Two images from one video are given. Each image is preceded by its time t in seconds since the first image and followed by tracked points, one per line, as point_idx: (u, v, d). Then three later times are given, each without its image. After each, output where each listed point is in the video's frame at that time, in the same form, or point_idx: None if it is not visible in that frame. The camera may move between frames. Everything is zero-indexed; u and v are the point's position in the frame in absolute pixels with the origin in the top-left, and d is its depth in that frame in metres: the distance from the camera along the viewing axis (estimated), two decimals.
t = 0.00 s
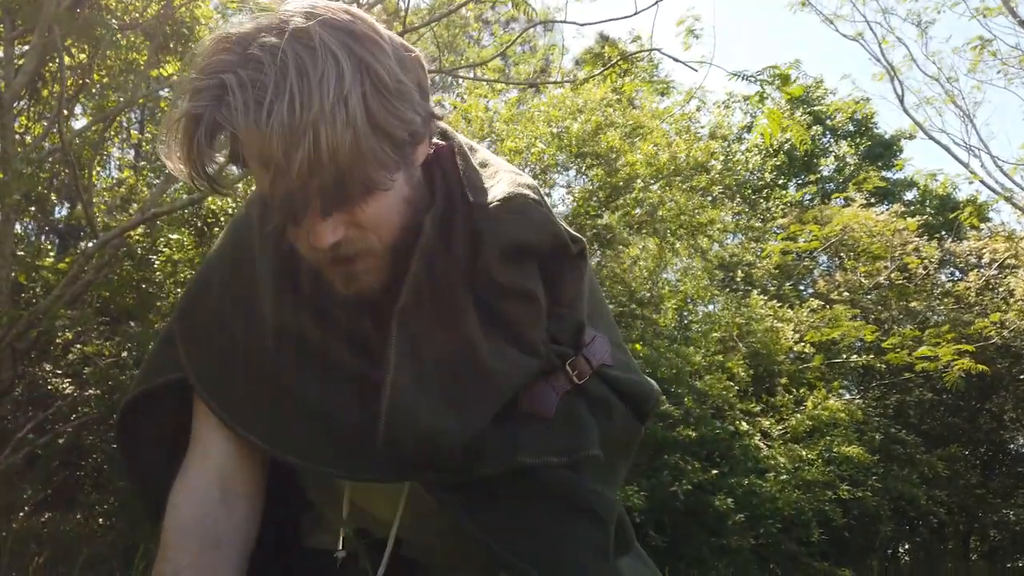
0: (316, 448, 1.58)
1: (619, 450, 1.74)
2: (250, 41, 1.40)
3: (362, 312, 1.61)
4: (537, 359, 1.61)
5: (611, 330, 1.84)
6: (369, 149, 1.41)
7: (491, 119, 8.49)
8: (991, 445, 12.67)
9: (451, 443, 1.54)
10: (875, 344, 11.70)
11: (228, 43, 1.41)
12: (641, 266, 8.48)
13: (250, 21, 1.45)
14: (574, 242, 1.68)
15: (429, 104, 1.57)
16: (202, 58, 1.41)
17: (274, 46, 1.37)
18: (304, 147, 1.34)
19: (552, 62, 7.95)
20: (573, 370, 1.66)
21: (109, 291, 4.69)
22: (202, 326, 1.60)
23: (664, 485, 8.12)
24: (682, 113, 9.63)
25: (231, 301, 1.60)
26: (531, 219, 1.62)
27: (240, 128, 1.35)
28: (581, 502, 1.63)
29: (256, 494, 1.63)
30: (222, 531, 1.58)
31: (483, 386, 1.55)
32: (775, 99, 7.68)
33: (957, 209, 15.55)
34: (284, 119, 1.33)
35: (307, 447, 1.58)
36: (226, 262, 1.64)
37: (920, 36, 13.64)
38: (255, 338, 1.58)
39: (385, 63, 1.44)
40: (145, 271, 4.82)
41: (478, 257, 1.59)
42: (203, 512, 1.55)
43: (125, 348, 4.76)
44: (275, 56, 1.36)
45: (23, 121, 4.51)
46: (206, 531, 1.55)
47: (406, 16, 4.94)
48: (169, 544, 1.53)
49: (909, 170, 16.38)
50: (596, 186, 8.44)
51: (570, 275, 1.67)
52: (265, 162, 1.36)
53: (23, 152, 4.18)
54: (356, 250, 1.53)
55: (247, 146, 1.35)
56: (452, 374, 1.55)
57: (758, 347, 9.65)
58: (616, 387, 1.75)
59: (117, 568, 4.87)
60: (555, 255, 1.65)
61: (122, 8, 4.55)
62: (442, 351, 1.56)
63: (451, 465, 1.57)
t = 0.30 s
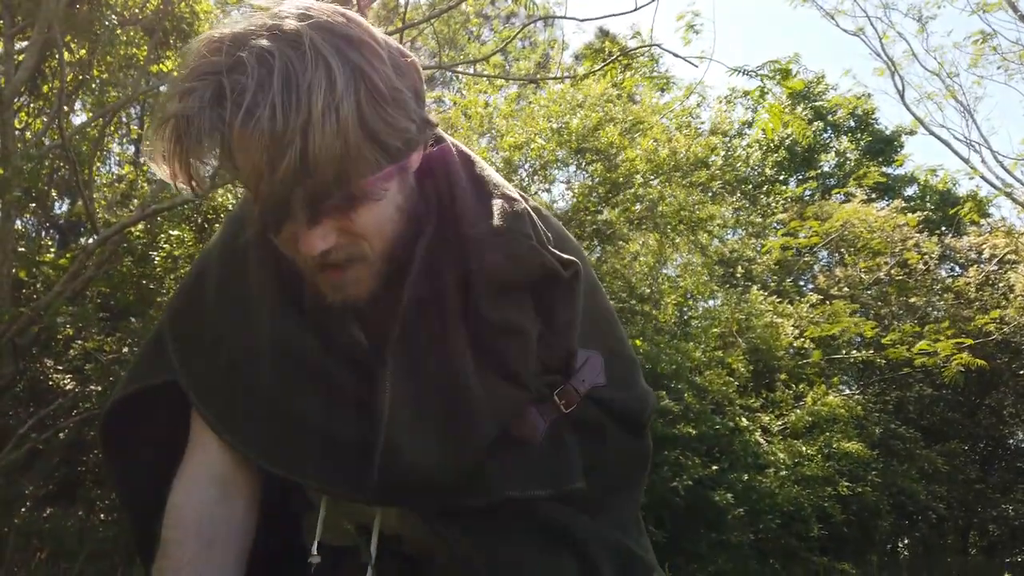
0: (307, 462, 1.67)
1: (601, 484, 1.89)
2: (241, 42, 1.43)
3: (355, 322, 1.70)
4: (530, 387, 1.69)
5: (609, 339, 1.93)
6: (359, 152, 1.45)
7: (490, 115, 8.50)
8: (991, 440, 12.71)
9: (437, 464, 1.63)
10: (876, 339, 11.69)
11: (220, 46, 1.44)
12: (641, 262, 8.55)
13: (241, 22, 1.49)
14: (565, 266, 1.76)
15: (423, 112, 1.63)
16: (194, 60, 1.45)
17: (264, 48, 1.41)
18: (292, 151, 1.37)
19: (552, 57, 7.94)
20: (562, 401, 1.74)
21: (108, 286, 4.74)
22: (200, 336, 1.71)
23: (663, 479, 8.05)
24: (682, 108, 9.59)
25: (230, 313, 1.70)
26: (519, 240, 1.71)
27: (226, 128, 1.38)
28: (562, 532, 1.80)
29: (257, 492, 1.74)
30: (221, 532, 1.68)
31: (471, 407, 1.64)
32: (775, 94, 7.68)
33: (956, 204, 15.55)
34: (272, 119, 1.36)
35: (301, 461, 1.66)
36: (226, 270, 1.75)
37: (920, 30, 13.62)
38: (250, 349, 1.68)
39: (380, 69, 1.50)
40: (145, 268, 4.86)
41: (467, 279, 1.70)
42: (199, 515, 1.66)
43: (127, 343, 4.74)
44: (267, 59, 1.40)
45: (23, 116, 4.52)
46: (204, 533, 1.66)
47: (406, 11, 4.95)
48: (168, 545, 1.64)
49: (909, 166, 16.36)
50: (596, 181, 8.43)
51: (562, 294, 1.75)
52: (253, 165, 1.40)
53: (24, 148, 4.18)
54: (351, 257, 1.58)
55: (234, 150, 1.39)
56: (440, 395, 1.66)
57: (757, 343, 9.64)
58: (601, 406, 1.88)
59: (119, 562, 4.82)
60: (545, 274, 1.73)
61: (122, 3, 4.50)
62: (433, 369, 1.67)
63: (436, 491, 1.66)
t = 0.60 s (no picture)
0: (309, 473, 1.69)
1: (602, 511, 1.89)
2: (274, 58, 1.39)
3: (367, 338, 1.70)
4: (533, 412, 1.71)
5: (613, 366, 1.95)
6: (387, 176, 1.43)
7: (490, 112, 8.53)
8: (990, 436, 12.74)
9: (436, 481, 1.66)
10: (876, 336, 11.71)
11: (254, 59, 1.40)
12: (641, 258, 8.48)
13: (274, 36, 1.44)
14: (576, 293, 1.76)
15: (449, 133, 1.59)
16: (225, 74, 1.40)
17: (298, 66, 1.36)
18: (325, 175, 1.35)
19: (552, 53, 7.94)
20: (564, 425, 1.78)
21: (109, 284, 4.72)
22: (215, 346, 1.73)
23: (663, 478, 8.16)
24: (683, 104, 9.57)
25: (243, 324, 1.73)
26: (534, 267, 1.71)
27: (259, 147, 1.34)
28: (554, 565, 1.77)
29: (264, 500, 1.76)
30: (228, 532, 1.70)
31: (475, 429, 1.66)
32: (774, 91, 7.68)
33: (957, 201, 15.56)
34: (308, 143, 1.32)
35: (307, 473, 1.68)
36: (240, 281, 1.76)
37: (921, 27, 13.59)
38: (263, 365, 1.69)
39: (414, 92, 1.45)
40: (147, 266, 4.87)
41: (480, 302, 1.69)
42: (209, 512, 1.68)
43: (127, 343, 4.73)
44: (302, 75, 1.36)
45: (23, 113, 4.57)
46: (211, 532, 1.68)
47: (406, 9, 4.95)
48: (178, 542, 1.66)
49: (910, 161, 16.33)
50: (597, 179, 8.47)
51: (573, 321, 1.75)
52: (286, 186, 1.36)
53: (25, 147, 4.21)
54: (367, 276, 1.58)
55: (268, 169, 1.35)
56: (446, 415, 1.67)
57: (758, 339, 9.61)
58: (603, 432, 1.88)
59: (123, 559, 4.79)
60: (558, 302, 1.73)
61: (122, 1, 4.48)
62: (441, 389, 1.68)
63: (436, 512, 1.67)
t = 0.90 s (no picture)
0: (299, 494, 1.69)
1: (593, 534, 1.82)
2: (283, 81, 1.39)
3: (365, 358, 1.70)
4: (524, 437, 1.70)
5: (607, 393, 1.89)
6: (394, 201, 1.42)
7: (489, 110, 8.51)
8: (988, 434, 12.79)
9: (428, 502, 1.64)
10: (875, 333, 11.71)
11: (262, 82, 1.40)
12: (640, 258, 8.44)
13: (280, 57, 1.44)
14: (571, 321, 1.75)
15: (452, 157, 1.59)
16: (232, 95, 1.41)
17: (307, 90, 1.36)
18: (334, 198, 1.34)
19: (551, 51, 7.91)
20: (554, 450, 1.75)
21: (110, 282, 4.68)
22: (210, 360, 1.69)
23: (661, 477, 8.22)
24: (683, 102, 9.54)
25: (238, 341, 1.69)
26: (530, 293, 1.70)
27: (267, 170, 1.33)
28: None
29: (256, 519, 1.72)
30: (222, 549, 1.66)
31: (472, 452, 1.65)
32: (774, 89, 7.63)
33: (956, 198, 15.56)
34: (320, 168, 1.32)
35: (301, 493, 1.69)
36: (235, 297, 1.72)
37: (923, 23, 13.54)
38: (261, 384, 1.66)
39: (421, 118, 1.46)
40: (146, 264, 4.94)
41: (477, 326, 1.68)
42: (204, 527, 1.64)
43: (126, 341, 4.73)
44: (313, 98, 1.36)
45: (23, 112, 4.54)
46: (205, 548, 1.63)
47: (404, 9, 4.96)
48: (171, 557, 1.61)
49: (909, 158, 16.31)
50: (594, 178, 8.48)
51: (566, 347, 1.74)
52: (292, 209, 1.35)
53: (27, 147, 4.21)
54: (368, 298, 1.58)
55: (275, 193, 1.34)
56: (443, 439, 1.67)
57: (756, 338, 9.56)
58: (593, 457, 1.83)
59: (122, 559, 4.78)
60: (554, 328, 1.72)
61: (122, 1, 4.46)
62: (433, 412, 1.68)
63: (426, 535, 1.66)
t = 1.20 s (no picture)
0: (289, 512, 1.70)
1: (574, 552, 1.80)
2: (269, 115, 1.41)
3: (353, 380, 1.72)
4: (508, 459, 1.67)
5: (588, 414, 1.86)
6: (377, 234, 1.43)
7: (487, 108, 8.50)
8: (986, 431, 12.86)
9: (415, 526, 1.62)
10: (872, 331, 11.73)
11: (250, 116, 1.42)
12: (639, 256, 8.53)
13: (268, 92, 1.46)
14: (556, 344, 1.71)
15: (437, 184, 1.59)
16: (221, 129, 1.42)
17: (294, 125, 1.38)
18: (321, 234, 1.36)
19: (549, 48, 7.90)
20: (539, 470, 1.73)
21: (109, 281, 4.79)
22: (200, 382, 1.71)
23: (658, 475, 8.28)
24: (683, 99, 9.50)
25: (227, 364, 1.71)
26: (515, 318, 1.67)
27: (252, 204, 1.35)
28: None
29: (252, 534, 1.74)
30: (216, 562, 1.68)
31: (457, 474, 1.62)
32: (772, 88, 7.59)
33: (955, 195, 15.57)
34: (305, 204, 1.34)
35: (292, 514, 1.70)
36: (226, 319, 1.73)
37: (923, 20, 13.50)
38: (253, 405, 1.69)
39: (405, 150, 1.47)
40: (146, 262, 4.84)
41: (462, 352, 1.66)
42: (199, 543, 1.67)
43: (124, 340, 4.74)
44: (298, 133, 1.37)
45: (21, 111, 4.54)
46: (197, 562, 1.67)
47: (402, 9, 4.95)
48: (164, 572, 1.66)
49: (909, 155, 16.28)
50: (590, 177, 8.41)
51: (554, 372, 1.70)
52: (279, 244, 1.37)
53: (28, 148, 4.25)
54: (354, 323, 1.61)
55: (261, 227, 1.36)
56: (428, 462, 1.64)
57: (754, 336, 9.57)
58: (577, 476, 1.81)
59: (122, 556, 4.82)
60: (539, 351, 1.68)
61: None
62: (417, 436, 1.65)
63: (413, 560, 1.64)
